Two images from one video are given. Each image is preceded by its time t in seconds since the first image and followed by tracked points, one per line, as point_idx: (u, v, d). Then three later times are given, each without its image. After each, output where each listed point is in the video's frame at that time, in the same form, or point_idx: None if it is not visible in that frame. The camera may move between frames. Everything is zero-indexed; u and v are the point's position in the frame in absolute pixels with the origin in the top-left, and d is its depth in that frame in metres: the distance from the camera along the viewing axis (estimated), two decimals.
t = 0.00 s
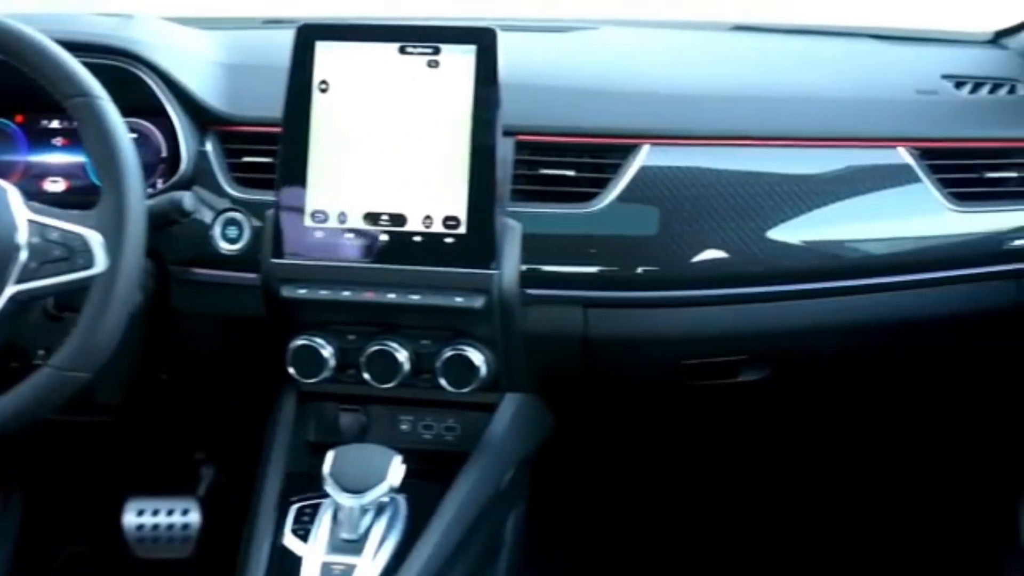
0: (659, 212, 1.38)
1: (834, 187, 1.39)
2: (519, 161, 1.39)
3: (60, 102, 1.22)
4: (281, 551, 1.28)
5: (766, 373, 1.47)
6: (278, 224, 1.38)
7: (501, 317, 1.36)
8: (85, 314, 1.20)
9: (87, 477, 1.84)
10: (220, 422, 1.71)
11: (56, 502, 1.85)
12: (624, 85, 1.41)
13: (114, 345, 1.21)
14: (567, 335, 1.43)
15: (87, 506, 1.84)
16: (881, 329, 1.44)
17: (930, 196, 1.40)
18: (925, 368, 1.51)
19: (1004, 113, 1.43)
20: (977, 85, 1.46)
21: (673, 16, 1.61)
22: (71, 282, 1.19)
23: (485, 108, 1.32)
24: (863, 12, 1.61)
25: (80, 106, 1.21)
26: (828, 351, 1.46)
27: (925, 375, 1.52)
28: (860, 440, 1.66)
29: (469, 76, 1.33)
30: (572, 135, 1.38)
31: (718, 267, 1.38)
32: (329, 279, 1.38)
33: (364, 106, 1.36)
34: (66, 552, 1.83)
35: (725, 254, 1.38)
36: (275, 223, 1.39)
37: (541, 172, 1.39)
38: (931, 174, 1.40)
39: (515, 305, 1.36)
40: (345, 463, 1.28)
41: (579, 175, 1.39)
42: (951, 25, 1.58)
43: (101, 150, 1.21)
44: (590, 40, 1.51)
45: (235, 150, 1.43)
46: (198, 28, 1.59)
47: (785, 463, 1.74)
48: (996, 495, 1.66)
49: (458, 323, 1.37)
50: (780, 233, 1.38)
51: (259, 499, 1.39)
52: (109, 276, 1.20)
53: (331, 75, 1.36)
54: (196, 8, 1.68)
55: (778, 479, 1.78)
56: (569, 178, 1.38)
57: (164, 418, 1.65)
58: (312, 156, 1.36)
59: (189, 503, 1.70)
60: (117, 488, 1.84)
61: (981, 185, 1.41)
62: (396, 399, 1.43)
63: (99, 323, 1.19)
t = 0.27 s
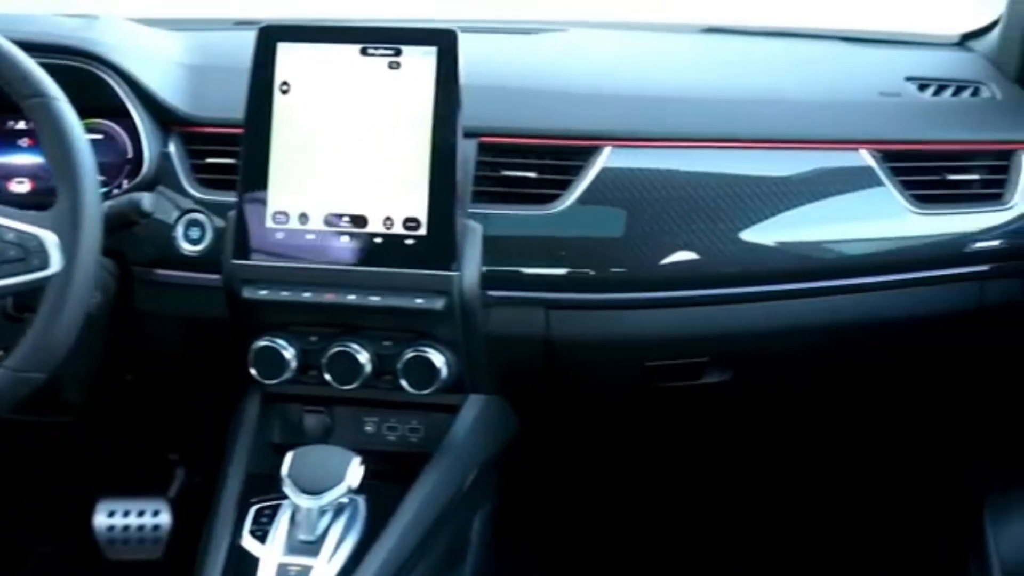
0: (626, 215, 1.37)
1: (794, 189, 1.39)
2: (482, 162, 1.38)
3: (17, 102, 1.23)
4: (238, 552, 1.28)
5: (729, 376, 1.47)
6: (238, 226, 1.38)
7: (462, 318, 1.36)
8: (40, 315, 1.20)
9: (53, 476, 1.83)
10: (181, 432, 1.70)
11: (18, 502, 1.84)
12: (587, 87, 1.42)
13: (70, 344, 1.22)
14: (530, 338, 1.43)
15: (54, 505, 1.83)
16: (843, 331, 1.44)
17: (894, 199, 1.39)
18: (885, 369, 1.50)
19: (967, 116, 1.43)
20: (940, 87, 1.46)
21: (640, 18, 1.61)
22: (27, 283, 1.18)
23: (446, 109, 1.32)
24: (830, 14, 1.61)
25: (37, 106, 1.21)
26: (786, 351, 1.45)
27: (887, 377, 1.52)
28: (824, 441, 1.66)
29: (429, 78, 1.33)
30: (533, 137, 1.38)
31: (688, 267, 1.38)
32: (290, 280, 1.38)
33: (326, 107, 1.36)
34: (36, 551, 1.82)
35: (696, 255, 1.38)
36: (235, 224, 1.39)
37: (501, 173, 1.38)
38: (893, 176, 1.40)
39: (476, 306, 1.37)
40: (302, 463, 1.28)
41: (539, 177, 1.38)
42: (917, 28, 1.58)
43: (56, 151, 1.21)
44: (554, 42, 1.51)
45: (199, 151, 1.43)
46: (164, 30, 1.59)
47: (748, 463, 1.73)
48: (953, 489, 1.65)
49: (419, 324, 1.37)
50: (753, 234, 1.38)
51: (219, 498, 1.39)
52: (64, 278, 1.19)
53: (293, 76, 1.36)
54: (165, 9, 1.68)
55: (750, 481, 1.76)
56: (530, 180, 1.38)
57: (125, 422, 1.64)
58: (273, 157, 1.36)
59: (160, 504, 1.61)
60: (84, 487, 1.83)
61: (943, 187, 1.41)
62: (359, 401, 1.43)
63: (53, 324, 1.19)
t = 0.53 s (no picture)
0: (592, 216, 1.37)
1: (757, 190, 1.39)
2: (446, 163, 1.38)
3: None
4: (197, 552, 1.28)
5: (695, 376, 1.48)
6: (201, 228, 1.38)
7: (425, 318, 1.37)
8: None
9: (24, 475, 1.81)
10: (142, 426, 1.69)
11: None
12: (551, 88, 1.41)
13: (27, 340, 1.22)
14: (495, 338, 1.42)
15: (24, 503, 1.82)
16: (808, 332, 1.44)
17: (858, 201, 1.40)
18: (851, 369, 1.50)
19: (931, 116, 1.43)
20: (906, 88, 1.46)
21: (607, 16, 1.61)
22: None
23: (408, 111, 1.31)
24: (797, 12, 1.61)
25: None
26: (750, 354, 1.45)
27: (853, 377, 1.52)
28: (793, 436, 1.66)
29: (391, 80, 1.32)
30: (497, 138, 1.37)
31: (663, 268, 1.38)
32: (253, 281, 1.38)
33: (289, 108, 1.35)
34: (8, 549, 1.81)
35: (671, 256, 1.38)
36: (197, 226, 1.39)
37: (464, 174, 1.38)
38: (857, 178, 1.40)
39: (439, 305, 1.37)
40: (262, 466, 1.28)
41: (502, 178, 1.38)
42: (884, 26, 1.58)
43: (16, 152, 1.21)
44: (519, 43, 1.51)
45: (161, 151, 1.43)
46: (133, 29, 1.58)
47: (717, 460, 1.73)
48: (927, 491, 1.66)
49: (382, 325, 1.37)
50: (729, 234, 1.38)
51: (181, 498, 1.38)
52: (22, 279, 1.20)
53: (256, 77, 1.35)
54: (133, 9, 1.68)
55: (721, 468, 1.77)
56: (493, 181, 1.38)
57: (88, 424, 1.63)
58: (235, 158, 1.36)
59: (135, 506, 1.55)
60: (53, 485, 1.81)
61: (907, 188, 1.42)
62: (323, 402, 1.43)
63: (11, 325, 1.20)
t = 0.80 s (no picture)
0: (567, 215, 1.37)
1: (727, 190, 1.39)
2: (416, 163, 1.39)
3: None
4: (163, 551, 1.28)
5: (664, 376, 1.48)
6: (170, 227, 1.38)
7: (394, 318, 1.37)
8: None
9: None
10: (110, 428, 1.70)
11: None
12: (522, 87, 1.41)
13: None
14: (466, 339, 1.43)
15: None
16: (778, 332, 1.44)
17: (830, 202, 1.40)
18: (821, 369, 1.50)
19: (902, 117, 1.43)
20: (877, 87, 1.46)
21: (579, 15, 1.61)
22: None
23: (378, 110, 1.31)
24: (769, 12, 1.61)
25: None
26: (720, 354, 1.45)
27: (826, 377, 1.52)
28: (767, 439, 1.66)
29: (360, 80, 1.32)
30: (466, 138, 1.38)
31: (640, 268, 1.38)
32: (222, 281, 1.38)
33: (258, 107, 1.35)
34: None
35: (648, 255, 1.38)
36: (166, 226, 1.38)
37: (434, 174, 1.38)
38: (827, 177, 1.41)
39: (408, 305, 1.37)
40: (228, 467, 1.30)
41: (470, 178, 1.38)
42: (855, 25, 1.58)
43: None
44: (491, 43, 1.51)
45: (131, 150, 1.43)
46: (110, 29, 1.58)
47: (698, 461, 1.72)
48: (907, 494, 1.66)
49: (352, 325, 1.37)
50: (707, 233, 1.38)
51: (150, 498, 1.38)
52: None
53: (225, 76, 1.35)
54: (111, 10, 1.68)
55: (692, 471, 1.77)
56: (462, 180, 1.38)
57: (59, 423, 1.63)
58: (204, 157, 1.36)
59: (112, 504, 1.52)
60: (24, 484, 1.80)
61: (878, 188, 1.42)
62: (295, 402, 1.43)
63: None
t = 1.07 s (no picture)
0: (534, 217, 1.38)
1: (689, 191, 1.39)
2: (380, 163, 1.38)
3: None
4: (122, 552, 1.28)
5: (629, 376, 1.47)
6: (132, 228, 1.37)
7: (356, 317, 1.36)
8: None
9: None
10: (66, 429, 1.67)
11: None
12: (485, 88, 1.41)
13: None
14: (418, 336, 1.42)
15: None
16: (740, 333, 1.44)
17: (791, 203, 1.40)
18: (786, 368, 1.50)
19: (864, 116, 1.43)
20: (841, 88, 1.46)
21: (544, 13, 1.61)
22: None
23: (339, 110, 1.31)
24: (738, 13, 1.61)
25: None
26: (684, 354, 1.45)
27: (793, 376, 1.52)
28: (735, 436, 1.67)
29: (320, 80, 1.32)
30: (429, 139, 1.37)
31: (616, 267, 1.39)
32: (184, 281, 1.38)
33: (220, 108, 1.35)
34: None
35: (620, 255, 1.39)
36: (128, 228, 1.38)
37: (397, 175, 1.38)
38: (789, 178, 1.41)
39: (370, 305, 1.37)
40: (188, 466, 1.29)
41: (433, 178, 1.38)
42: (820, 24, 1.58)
43: None
44: (454, 43, 1.51)
45: (95, 151, 1.43)
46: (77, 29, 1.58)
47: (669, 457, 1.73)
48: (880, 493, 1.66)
49: (313, 325, 1.37)
50: (678, 233, 1.39)
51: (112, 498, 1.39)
52: None
53: (187, 77, 1.34)
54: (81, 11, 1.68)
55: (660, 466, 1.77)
56: (425, 181, 1.38)
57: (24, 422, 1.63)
58: (166, 157, 1.35)
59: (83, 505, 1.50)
60: None
61: (841, 188, 1.42)
62: (260, 401, 1.43)
63: None
